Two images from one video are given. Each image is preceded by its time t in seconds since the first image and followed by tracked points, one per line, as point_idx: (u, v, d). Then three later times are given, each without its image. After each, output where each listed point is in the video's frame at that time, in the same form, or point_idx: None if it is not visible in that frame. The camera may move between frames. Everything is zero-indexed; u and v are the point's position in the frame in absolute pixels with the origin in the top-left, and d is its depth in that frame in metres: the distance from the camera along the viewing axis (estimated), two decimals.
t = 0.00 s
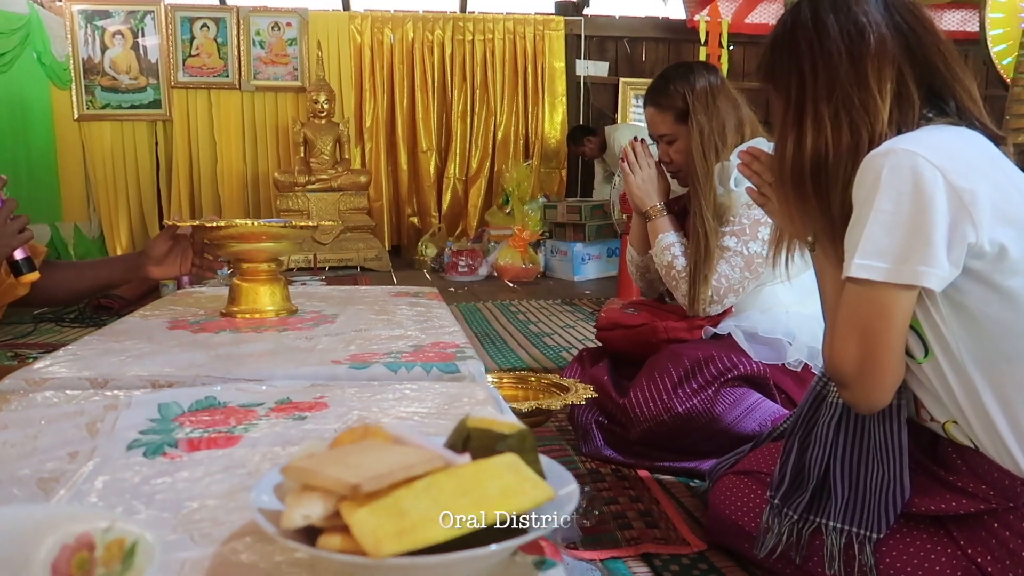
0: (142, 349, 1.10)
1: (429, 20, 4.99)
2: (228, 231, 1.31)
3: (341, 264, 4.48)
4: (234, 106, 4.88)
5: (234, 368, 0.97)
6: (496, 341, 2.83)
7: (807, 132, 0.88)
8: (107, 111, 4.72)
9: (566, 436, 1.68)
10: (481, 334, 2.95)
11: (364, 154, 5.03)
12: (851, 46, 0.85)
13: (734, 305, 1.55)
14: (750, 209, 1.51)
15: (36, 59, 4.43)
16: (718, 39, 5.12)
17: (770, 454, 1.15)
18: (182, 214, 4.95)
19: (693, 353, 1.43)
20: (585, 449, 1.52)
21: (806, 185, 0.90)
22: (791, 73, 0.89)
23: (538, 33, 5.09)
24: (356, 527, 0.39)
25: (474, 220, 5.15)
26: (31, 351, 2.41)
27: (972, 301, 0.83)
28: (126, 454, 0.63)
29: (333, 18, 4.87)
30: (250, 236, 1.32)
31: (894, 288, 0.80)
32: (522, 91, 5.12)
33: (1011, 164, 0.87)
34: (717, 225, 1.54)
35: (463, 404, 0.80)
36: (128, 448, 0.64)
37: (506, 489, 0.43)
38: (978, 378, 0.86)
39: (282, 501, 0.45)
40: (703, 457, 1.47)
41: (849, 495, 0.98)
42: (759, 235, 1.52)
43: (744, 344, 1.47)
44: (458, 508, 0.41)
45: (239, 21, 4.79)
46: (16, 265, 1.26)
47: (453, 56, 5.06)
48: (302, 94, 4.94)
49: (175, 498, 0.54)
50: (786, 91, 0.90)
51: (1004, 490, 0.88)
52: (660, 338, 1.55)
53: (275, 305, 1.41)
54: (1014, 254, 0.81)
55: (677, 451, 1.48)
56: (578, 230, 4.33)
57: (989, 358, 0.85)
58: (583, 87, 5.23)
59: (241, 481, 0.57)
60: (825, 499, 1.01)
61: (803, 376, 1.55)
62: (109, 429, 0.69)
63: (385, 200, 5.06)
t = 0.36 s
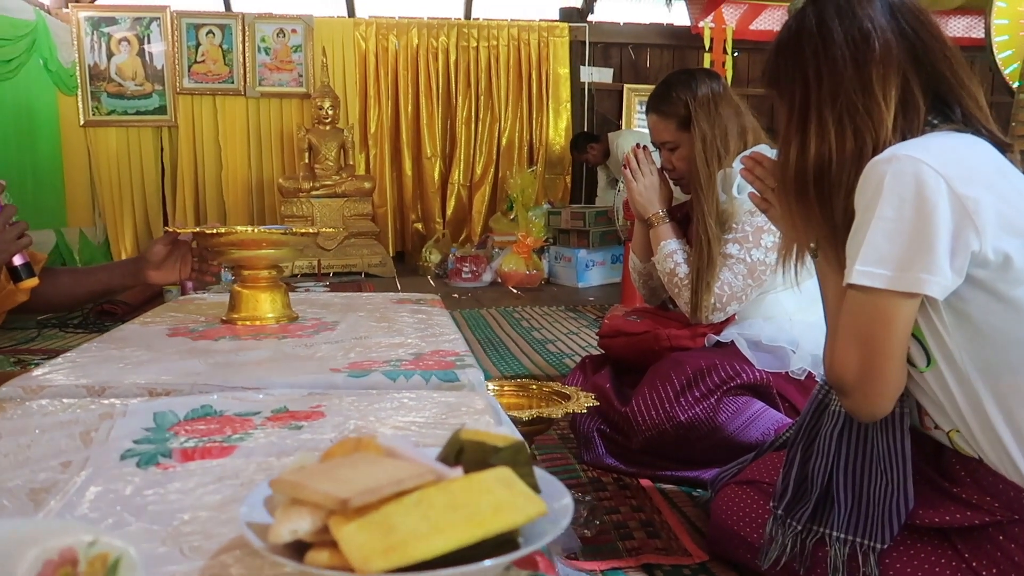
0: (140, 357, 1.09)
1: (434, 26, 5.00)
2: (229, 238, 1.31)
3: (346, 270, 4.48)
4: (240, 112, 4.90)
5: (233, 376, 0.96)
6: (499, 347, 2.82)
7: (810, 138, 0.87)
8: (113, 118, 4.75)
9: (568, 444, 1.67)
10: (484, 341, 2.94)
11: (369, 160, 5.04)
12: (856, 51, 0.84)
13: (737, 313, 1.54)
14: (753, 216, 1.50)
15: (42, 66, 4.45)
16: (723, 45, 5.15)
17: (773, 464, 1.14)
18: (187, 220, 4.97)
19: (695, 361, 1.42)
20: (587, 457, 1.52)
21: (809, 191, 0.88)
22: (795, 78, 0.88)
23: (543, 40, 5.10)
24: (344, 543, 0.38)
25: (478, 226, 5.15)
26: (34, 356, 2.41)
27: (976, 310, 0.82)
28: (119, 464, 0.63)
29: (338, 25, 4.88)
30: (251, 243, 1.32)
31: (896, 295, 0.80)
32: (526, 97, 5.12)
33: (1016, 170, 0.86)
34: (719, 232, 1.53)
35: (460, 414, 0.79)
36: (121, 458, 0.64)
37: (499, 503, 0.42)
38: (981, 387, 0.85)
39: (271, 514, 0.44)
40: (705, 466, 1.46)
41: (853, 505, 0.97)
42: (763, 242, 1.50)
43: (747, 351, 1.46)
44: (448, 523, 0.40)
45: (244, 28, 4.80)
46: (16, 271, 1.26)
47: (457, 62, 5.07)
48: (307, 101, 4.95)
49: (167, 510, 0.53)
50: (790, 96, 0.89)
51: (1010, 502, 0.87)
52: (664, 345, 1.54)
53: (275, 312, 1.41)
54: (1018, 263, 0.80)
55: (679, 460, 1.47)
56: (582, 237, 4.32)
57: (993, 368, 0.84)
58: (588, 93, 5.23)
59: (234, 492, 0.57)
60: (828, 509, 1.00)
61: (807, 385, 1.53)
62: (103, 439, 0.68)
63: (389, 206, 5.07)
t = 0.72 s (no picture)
0: (138, 358, 1.09)
1: (437, 28, 5.00)
2: (229, 239, 1.31)
3: (349, 272, 4.48)
4: (243, 114, 4.91)
5: (230, 377, 0.96)
6: (501, 349, 2.82)
7: (810, 138, 0.86)
8: (117, 120, 4.76)
9: (569, 446, 1.67)
10: (486, 343, 2.93)
11: (372, 162, 5.04)
12: (856, 51, 0.83)
13: (738, 314, 1.53)
14: (754, 216, 1.48)
15: (47, 68, 4.46)
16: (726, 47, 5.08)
17: (773, 467, 1.13)
18: (190, 221, 4.98)
19: (696, 363, 1.42)
20: (588, 460, 1.51)
21: (808, 192, 0.88)
22: (795, 78, 0.87)
23: (546, 41, 5.10)
24: (331, 546, 0.38)
25: (482, 228, 5.15)
26: (37, 358, 2.41)
27: (976, 311, 0.82)
28: (113, 465, 0.62)
29: (341, 27, 4.89)
30: (251, 245, 1.32)
31: (895, 296, 0.79)
32: (530, 99, 5.12)
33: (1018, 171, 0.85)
34: (721, 233, 1.52)
35: (457, 416, 0.78)
36: (114, 460, 0.63)
37: (490, 506, 0.42)
38: (982, 390, 0.85)
39: (260, 516, 0.44)
40: (706, 469, 1.45)
41: (853, 508, 0.96)
42: (764, 242, 1.49)
43: (748, 353, 1.45)
44: (438, 526, 0.40)
45: (248, 30, 4.81)
46: (15, 273, 1.25)
47: (460, 64, 5.07)
48: (311, 103, 4.95)
49: (159, 511, 0.53)
50: (790, 96, 0.88)
51: (1011, 505, 0.86)
52: (664, 347, 1.54)
53: (275, 314, 1.41)
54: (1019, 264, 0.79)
55: (679, 462, 1.46)
56: (585, 238, 4.31)
57: (995, 371, 0.83)
58: (591, 95, 5.23)
59: (226, 495, 0.56)
60: (829, 512, 0.99)
61: (809, 387, 1.52)
62: (97, 440, 0.68)
63: (393, 208, 5.07)
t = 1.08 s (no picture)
0: (155, 359, 1.10)
1: (454, 31, 5.01)
2: (246, 241, 1.32)
3: (366, 274, 4.49)
4: (262, 117, 4.95)
5: (245, 379, 0.97)
6: (517, 351, 2.81)
7: (824, 140, 0.85)
8: (138, 123, 4.82)
9: (584, 449, 1.66)
10: (502, 345, 2.93)
11: (389, 164, 5.06)
12: (871, 52, 0.82)
13: (754, 315, 1.52)
14: (771, 217, 1.47)
15: (70, 72, 4.53)
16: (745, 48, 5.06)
17: (790, 471, 1.12)
18: (210, 223, 5.02)
19: (711, 366, 1.41)
20: (603, 462, 1.50)
21: (824, 195, 0.87)
22: (809, 80, 0.86)
23: (563, 43, 5.09)
24: (337, 548, 0.38)
25: (498, 229, 5.16)
26: (58, 359, 2.44)
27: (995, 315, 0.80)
28: (127, 465, 0.63)
29: (359, 30, 4.92)
30: (267, 247, 1.33)
31: (913, 300, 0.78)
32: (547, 100, 5.12)
33: None
34: (736, 233, 1.50)
35: (469, 418, 0.78)
36: (129, 460, 0.64)
37: (496, 509, 0.42)
38: (1001, 394, 0.83)
39: (269, 517, 0.44)
40: (722, 472, 1.44)
41: (870, 513, 0.95)
42: (781, 243, 1.47)
43: (764, 356, 1.43)
44: (443, 529, 0.40)
45: (267, 34, 4.85)
46: (37, 276, 1.28)
47: (478, 66, 5.07)
48: (329, 105, 4.98)
49: (171, 512, 0.53)
50: (804, 98, 0.87)
51: None
52: (680, 349, 1.53)
53: (291, 315, 1.42)
54: None
55: (695, 466, 1.45)
56: (602, 240, 4.30)
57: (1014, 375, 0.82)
58: (608, 97, 5.22)
59: (238, 495, 0.56)
60: (846, 517, 0.97)
61: (827, 390, 1.50)
62: (112, 441, 0.69)
63: (410, 209, 5.09)
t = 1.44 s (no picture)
0: (168, 359, 1.11)
1: (470, 33, 5.02)
2: (260, 243, 1.33)
3: (382, 276, 4.50)
4: (280, 120, 4.99)
5: (256, 379, 0.97)
6: (531, 353, 2.81)
7: (837, 141, 0.84)
8: (158, 126, 4.88)
9: (596, 451, 1.65)
10: (516, 347, 2.93)
11: (406, 166, 5.07)
12: (883, 52, 0.81)
13: (769, 317, 1.50)
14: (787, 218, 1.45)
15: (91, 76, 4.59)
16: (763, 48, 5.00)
17: (803, 475, 1.11)
18: (228, 224, 5.07)
19: (725, 368, 1.39)
20: (615, 465, 1.50)
21: (836, 197, 0.86)
22: (821, 81, 0.85)
23: (579, 45, 5.09)
24: (335, 547, 0.38)
25: (514, 231, 5.16)
26: (77, 359, 2.47)
27: (1011, 317, 0.79)
28: (136, 464, 0.63)
29: (376, 33, 4.94)
30: (280, 248, 1.33)
31: (927, 302, 0.77)
32: (563, 102, 5.12)
33: None
34: (752, 234, 1.48)
35: (477, 419, 0.78)
36: (138, 459, 0.64)
37: (495, 510, 0.42)
38: (1018, 398, 0.82)
39: (269, 516, 0.44)
40: (735, 475, 1.43)
41: (884, 519, 0.94)
42: (796, 245, 1.46)
43: (779, 359, 1.42)
44: (442, 530, 0.40)
45: (285, 37, 4.89)
46: (53, 276, 1.31)
47: (494, 69, 5.08)
48: (346, 108, 5.01)
49: (176, 510, 0.53)
50: (816, 99, 0.86)
51: None
52: (694, 351, 1.51)
53: (304, 316, 1.42)
54: None
55: (708, 468, 1.44)
56: (617, 242, 4.29)
57: None
58: (624, 98, 5.20)
59: (243, 495, 0.57)
60: (859, 522, 0.96)
61: (842, 393, 1.49)
62: (122, 440, 0.69)
63: (426, 211, 5.10)
